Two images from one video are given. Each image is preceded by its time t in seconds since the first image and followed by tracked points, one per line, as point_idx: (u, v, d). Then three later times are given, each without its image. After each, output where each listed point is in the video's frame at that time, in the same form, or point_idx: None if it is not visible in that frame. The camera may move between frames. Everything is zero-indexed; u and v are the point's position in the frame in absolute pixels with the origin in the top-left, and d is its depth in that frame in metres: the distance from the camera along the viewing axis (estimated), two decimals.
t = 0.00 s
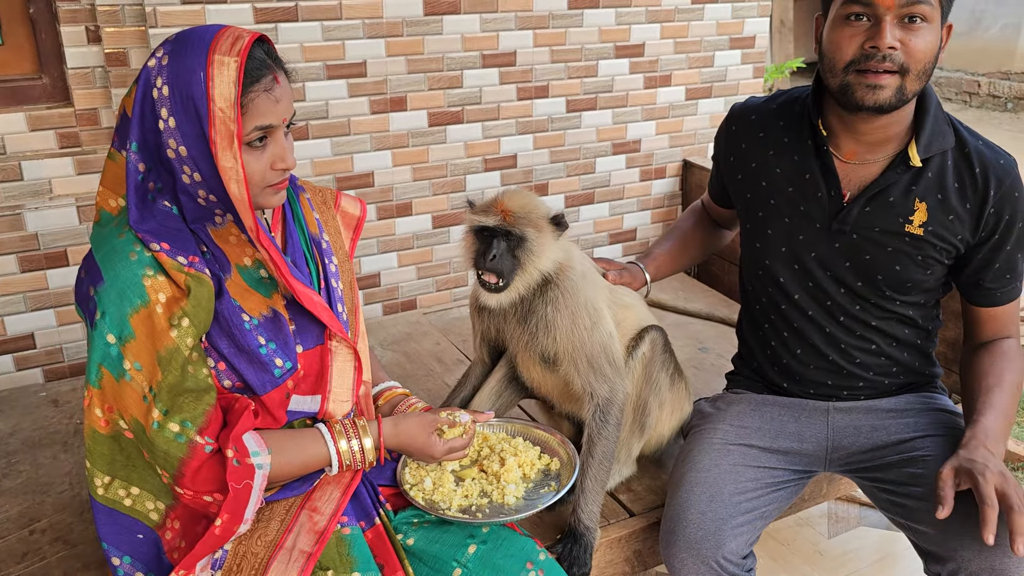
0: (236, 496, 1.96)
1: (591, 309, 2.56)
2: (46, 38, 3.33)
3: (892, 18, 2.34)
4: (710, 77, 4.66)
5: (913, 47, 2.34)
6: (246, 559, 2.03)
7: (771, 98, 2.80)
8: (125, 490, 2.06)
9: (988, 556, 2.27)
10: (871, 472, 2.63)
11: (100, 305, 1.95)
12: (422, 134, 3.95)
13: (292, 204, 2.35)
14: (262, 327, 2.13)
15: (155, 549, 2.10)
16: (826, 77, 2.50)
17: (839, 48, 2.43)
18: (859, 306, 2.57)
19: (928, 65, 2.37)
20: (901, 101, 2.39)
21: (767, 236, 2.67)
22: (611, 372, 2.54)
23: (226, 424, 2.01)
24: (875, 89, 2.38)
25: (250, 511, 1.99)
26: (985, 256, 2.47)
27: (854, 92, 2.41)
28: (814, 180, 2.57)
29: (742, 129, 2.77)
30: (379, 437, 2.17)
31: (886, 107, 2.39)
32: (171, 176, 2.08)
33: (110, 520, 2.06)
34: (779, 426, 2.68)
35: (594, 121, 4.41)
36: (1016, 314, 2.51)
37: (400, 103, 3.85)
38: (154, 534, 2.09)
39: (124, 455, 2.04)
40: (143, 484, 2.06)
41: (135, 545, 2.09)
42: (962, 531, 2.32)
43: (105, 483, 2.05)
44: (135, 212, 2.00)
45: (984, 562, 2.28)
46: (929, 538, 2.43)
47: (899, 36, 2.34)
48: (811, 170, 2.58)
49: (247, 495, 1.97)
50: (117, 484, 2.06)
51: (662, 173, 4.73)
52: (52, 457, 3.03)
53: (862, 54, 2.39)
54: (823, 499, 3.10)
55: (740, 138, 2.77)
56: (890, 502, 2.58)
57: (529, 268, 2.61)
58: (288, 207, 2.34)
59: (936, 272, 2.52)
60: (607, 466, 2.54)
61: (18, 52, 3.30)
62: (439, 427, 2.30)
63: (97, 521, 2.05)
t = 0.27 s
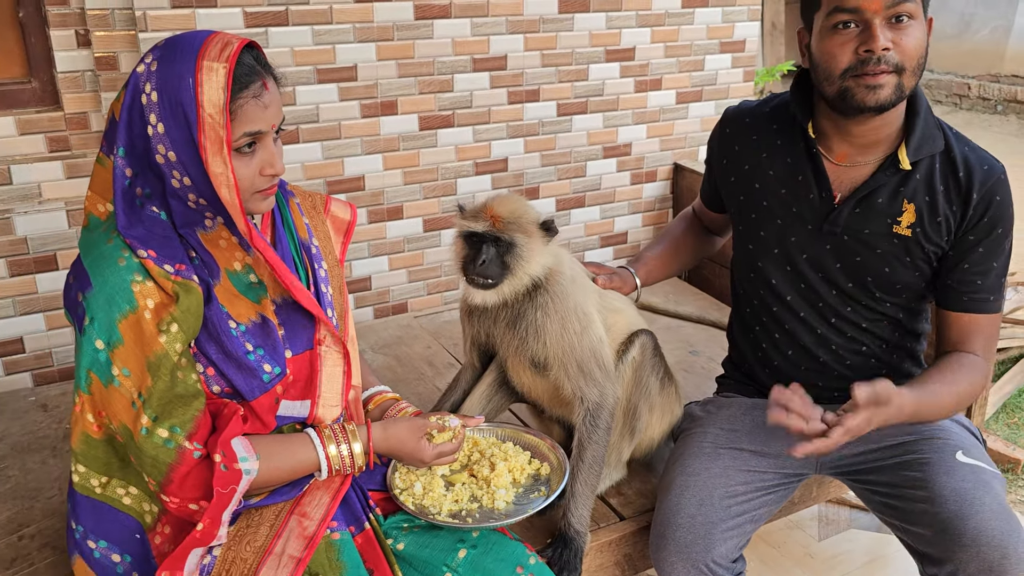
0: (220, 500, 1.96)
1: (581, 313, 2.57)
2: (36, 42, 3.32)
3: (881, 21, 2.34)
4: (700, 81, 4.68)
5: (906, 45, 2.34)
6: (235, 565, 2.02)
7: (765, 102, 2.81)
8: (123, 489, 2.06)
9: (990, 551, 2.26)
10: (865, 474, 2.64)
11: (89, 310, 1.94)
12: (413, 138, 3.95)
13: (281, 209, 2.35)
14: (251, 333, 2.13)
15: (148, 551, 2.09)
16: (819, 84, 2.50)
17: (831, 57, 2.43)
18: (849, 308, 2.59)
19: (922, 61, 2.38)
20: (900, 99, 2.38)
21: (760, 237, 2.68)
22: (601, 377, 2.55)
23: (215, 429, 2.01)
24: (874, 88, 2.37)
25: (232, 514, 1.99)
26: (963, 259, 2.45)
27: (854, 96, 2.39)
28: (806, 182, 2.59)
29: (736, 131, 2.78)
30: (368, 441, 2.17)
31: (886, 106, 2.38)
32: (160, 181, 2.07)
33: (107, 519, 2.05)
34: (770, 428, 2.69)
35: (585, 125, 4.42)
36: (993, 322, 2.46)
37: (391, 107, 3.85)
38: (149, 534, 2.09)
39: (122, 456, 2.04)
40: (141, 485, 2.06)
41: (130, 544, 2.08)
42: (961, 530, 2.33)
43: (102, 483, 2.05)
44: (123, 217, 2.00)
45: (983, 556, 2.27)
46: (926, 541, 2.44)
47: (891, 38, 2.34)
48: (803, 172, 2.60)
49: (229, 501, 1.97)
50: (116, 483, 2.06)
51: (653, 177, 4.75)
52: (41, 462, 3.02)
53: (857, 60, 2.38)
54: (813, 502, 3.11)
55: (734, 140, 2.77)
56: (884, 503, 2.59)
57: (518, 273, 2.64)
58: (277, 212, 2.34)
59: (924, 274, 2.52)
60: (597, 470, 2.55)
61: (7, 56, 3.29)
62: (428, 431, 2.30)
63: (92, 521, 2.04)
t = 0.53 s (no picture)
0: (205, 505, 1.94)
1: (569, 316, 2.57)
2: (23, 46, 3.31)
3: (867, 22, 2.35)
4: (690, 84, 4.69)
5: (889, 48, 2.35)
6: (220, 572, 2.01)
7: (750, 106, 2.83)
8: (103, 501, 2.04)
9: (967, 555, 2.27)
10: (851, 476, 2.65)
11: (74, 315, 1.93)
12: (402, 141, 3.95)
13: (269, 212, 2.34)
14: (237, 337, 2.12)
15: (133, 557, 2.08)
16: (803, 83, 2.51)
17: (815, 56, 2.44)
18: (835, 310, 2.59)
19: (904, 65, 2.39)
20: (880, 102, 2.39)
21: (745, 240, 2.69)
22: (590, 380, 2.55)
23: (201, 433, 2.00)
24: (855, 90, 2.38)
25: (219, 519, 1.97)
26: (954, 258, 2.45)
27: (836, 96, 2.40)
28: (790, 185, 2.59)
29: (722, 135, 2.79)
30: (355, 446, 2.16)
31: (867, 108, 2.39)
32: (145, 185, 2.06)
33: (89, 530, 2.04)
34: (757, 431, 2.70)
35: (575, 128, 4.42)
36: (991, 321, 2.45)
37: (380, 111, 3.85)
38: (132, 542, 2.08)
39: (101, 467, 2.02)
40: (121, 495, 2.05)
41: (113, 552, 2.07)
42: (939, 533, 2.33)
43: (81, 495, 2.03)
44: (109, 221, 1.99)
45: (960, 559, 2.28)
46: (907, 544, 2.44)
47: (875, 40, 2.35)
48: (786, 175, 2.61)
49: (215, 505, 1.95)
50: (94, 496, 2.03)
51: (643, 180, 4.75)
52: (28, 468, 3.00)
53: (840, 60, 2.39)
54: (803, 505, 3.11)
55: (720, 144, 2.79)
56: (869, 507, 2.60)
57: (497, 279, 2.62)
58: (265, 216, 2.33)
59: (910, 275, 2.53)
60: (586, 473, 2.54)
61: None
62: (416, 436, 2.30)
63: (72, 531, 2.03)
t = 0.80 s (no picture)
0: (192, 508, 1.94)
1: (558, 319, 2.57)
2: (12, 49, 3.30)
3: (855, 26, 2.36)
4: (681, 86, 4.70)
5: (876, 53, 2.37)
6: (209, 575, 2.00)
7: (733, 109, 2.83)
8: (90, 504, 2.04)
9: (950, 554, 2.30)
10: (840, 477, 2.65)
11: (61, 318, 1.92)
12: (393, 144, 3.95)
13: (257, 215, 2.34)
14: (226, 340, 2.11)
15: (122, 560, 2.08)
16: (791, 86, 2.50)
17: (804, 59, 2.44)
18: (825, 312, 2.59)
19: (888, 70, 2.42)
20: (867, 105, 2.42)
21: (735, 244, 2.68)
22: (580, 382, 2.55)
23: (189, 437, 2.00)
24: (844, 93, 2.39)
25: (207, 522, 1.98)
26: (947, 260, 2.51)
27: (825, 100, 2.41)
28: (779, 187, 2.59)
29: (708, 139, 2.79)
30: (345, 449, 2.15)
31: (855, 111, 2.41)
32: (132, 188, 2.06)
33: (75, 532, 2.03)
34: (747, 433, 2.70)
35: (566, 130, 4.43)
36: (975, 313, 2.58)
37: (371, 113, 3.85)
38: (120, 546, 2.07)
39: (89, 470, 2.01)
40: (108, 499, 2.04)
41: (101, 556, 2.07)
42: (919, 535, 2.38)
43: (68, 497, 2.02)
44: (96, 224, 1.98)
45: (943, 559, 2.31)
46: (892, 543, 2.46)
47: (863, 44, 2.37)
48: (775, 178, 2.61)
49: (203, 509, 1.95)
50: (82, 498, 2.03)
51: (635, 182, 4.76)
52: (16, 472, 2.99)
53: (829, 63, 2.39)
54: (793, 506, 3.12)
55: (707, 148, 2.78)
56: (857, 507, 2.60)
57: (484, 282, 2.62)
58: (253, 218, 2.33)
59: (900, 276, 2.54)
60: (576, 475, 2.54)
61: None
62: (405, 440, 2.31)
63: (60, 533, 2.02)
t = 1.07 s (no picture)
0: (186, 512, 1.93)
1: (553, 320, 2.58)
2: (5, 51, 3.29)
3: (875, 37, 2.33)
4: (675, 87, 4.71)
5: (890, 65, 2.36)
6: None
7: (726, 111, 2.84)
8: (85, 505, 2.04)
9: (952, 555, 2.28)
10: (836, 477, 2.66)
11: (54, 322, 1.92)
12: (388, 145, 3.95)
13: (251, 218, 2.35)
14: (220, 342, 2.11)
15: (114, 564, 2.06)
16: (803, 93, 2.45)
17: (822, 68, 2.39)
18: (823, 310, 2.60)
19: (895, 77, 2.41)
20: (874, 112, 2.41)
21: (730, 245, 2.70)
22: (574, 383, 2.55)
23: (183, 440, 2.00)
24: (860, 104, 2.38)
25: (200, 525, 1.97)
26: (942, 256, 2.51)
27: (840, 110, 2.39)
28: (774, 189, 2.60)
29: (700, 142, 2.80)
30: (339, 451, 2.16)
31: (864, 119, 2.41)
32: (124, 191, 2.06)
33: (69, 534, 2.03)
34: (742, 434, 2.70)
35: (561, 131, 4.43)
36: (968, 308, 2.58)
37: (365, 114, 3.85)
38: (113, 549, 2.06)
39: (83, 471, 2.01)
40: (103, 500, 2.04)
41: (94, 559, 2.06)
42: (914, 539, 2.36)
43: (64, 498, 2.02)
44: (89, 227, 1.98)
45: (947, 559, 2.29)
46: (888, 541, 2.46)
47: (882, 55, 2.34)
48: (770, 180, 2.61)
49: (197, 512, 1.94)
50: (78, 499, 2.03)
51: (630, 182, 4.77)
52: (10, 475, 2.99)
53: (847, 75, 2.37)
54: (787, 505, 3.13)
55: (700, 151, 2.79)
56: (854, 507, 2.60)
57: (476, 284, 2.62)
58: (246, 220, 2.33)
59: (896, 273, 2.55)
60: (570, 476, 2.55)
61: None
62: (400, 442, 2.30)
63: (53, 534, 2.02)
